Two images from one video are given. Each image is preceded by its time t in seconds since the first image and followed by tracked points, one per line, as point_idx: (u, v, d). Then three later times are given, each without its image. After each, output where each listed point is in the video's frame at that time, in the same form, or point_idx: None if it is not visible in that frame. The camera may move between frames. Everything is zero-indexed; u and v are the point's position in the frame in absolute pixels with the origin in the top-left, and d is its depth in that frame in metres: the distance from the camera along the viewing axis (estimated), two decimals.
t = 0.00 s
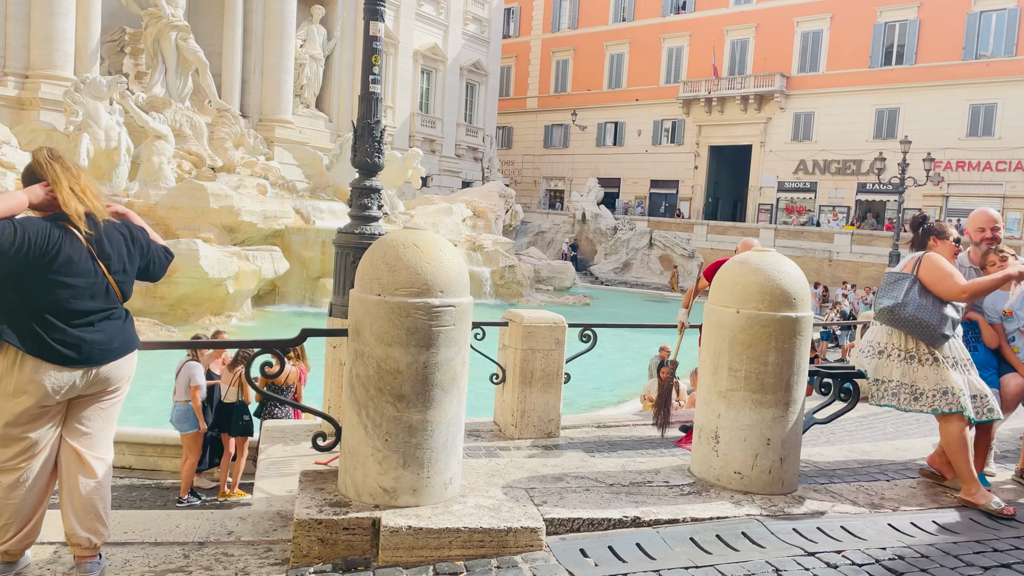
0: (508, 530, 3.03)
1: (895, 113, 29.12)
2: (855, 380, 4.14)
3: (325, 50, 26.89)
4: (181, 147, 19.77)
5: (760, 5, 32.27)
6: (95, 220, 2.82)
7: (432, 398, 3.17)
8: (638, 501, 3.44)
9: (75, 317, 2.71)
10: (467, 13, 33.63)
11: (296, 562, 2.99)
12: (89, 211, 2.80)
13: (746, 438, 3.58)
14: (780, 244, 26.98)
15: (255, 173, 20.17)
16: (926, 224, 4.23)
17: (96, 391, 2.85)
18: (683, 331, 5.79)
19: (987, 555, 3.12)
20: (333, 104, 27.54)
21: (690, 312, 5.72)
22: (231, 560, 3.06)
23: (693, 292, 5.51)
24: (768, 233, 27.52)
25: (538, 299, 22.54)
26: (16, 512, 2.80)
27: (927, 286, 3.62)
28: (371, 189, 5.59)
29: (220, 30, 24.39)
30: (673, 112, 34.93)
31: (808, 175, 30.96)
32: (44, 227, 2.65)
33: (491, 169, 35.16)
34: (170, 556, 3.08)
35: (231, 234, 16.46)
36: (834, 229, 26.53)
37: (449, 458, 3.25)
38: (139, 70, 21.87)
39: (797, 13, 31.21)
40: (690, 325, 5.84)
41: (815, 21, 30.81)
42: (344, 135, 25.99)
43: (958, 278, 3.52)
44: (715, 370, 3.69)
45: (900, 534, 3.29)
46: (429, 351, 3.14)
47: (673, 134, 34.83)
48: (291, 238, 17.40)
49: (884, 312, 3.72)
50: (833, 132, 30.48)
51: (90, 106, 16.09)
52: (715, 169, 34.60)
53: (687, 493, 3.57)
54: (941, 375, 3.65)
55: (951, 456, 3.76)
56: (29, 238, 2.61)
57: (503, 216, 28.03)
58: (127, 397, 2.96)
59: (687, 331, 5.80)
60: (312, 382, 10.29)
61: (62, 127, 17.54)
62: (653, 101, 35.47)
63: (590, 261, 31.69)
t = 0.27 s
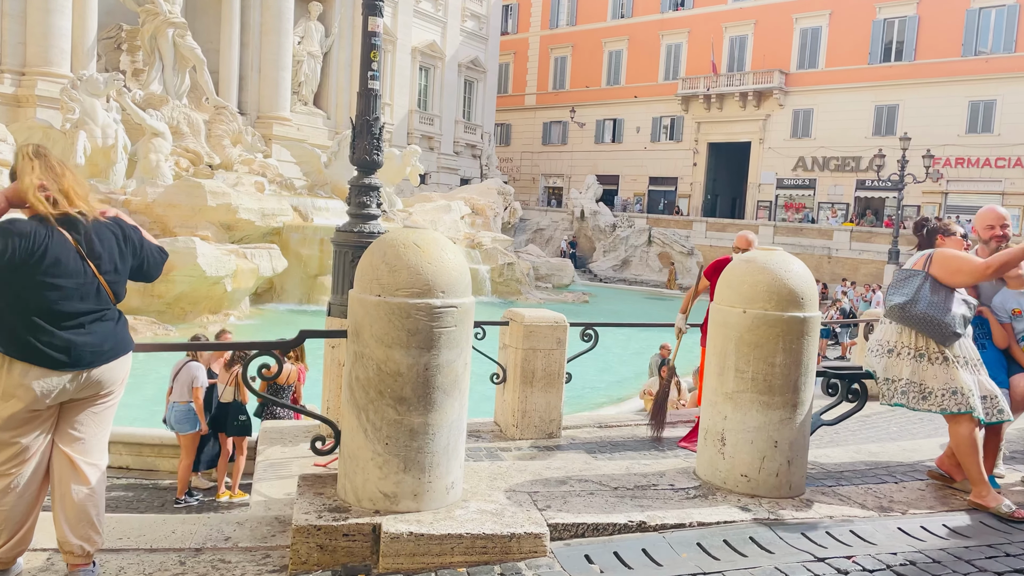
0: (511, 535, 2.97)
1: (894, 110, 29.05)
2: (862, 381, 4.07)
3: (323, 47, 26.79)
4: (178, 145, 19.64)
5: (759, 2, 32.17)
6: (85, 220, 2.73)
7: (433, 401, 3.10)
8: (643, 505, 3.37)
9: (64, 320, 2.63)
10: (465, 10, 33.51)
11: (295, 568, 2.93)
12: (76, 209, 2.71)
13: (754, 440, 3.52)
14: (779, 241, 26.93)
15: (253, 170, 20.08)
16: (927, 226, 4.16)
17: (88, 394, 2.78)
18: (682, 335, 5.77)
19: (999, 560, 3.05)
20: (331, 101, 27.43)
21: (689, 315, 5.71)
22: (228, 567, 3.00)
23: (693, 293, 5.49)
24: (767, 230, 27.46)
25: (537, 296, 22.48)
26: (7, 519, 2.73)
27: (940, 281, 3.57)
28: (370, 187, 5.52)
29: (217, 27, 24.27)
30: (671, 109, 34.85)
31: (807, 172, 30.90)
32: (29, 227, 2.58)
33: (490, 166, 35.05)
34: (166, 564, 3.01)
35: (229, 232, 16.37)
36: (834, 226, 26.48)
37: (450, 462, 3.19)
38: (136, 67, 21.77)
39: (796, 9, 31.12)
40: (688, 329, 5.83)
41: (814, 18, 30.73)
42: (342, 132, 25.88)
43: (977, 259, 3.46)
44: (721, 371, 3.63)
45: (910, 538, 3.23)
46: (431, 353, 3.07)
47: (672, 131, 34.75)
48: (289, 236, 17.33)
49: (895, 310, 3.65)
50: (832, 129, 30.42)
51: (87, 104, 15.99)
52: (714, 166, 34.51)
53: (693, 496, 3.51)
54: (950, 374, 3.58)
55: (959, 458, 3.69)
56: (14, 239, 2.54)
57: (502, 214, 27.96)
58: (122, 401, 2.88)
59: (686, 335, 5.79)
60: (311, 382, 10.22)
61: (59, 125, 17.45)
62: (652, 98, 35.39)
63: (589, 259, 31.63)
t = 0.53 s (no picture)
0: (513, 543, 2.91)
1: (894, 107, 28.97)
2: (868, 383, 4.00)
3: (321, 44, 26.69)
4: (176, 142, 19.53)
5: None
6: (73, 222, 2.67)
7: (433, 406, 3.04)
8: (647, 511, 3.31)
9: (54, 324, 2.58)
10: (464, 7, 33.39)
11: None
12: (64, 212, 2.67)
13: (759, 445, 3.46)
14: (779, 238, 26.88)
15: (251, 168, 20.00)
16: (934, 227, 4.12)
17: (80, 401, 2.72)
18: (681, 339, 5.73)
19: (1009, 567, 2.99)
20: (329, 99, 27.33)
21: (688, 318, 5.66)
22: None
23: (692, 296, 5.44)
24: (767, 227, 27.40)
25: (536, 294, 22.41)
26: None
27: (951, 279, 3.50)
28: (369, 186, 5.46)
29: (215, 25, 24.18)
30: (671, 106, 34.77)
31: (807, 169, 30.84)
32: (14, 232, 2.53)
33: (489, 164, 34.96)
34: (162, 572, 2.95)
35: (227, 230, 16.30)
36: (833, 223, 26.42)
37: (451, 467, 3.13)
38: (134, 65, 21.68)
39: (796, 6, 31.02)
40: (688, 331, 5.79)
41: (814, 14, 30.63)
42: (341, 130, 25.80)
43: (988, 254, 3.39)
44: (726, 374, 3.58)
45: (919, 544, 3.17)
46: (431, 358, 3.01)
47: (671, 128, 34.66)
48: (287, 235, 17.27)
49: (907, 309, 3.57)
50: (831, 126, 30.35)
51: (84, 101, 15.90)
52: (713, 163, 34.43)
53: (697, 502, 3.46)
54: (959, 376, 3.52)
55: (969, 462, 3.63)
56: None
57: (501, 211, 27.89)
58: (115, 407, 2.82)
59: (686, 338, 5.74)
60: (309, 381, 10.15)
61: (56, 123, 17.37)
62: (651, 95, 35.30)
63: (588, 256, 31.57)
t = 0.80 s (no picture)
0: (513, 546, 2.87)
1: (893, 103, 28.92)
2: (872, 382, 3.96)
3: (320, 41, 26.62)
4: (174, 139, 19.43)
5: None
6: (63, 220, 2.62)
7: (432, 406, 3.00)
8: (649, 512, 3.27)
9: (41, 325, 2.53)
10: (462, 3, 33.29)
11: None
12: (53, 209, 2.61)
13: (761, 445, 3.43)
14: (778, 235, 26.84)
15: (249, 165, 19.95)
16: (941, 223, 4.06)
17: (71, 402, 2.68)
18: (679, 339, 5.71)
19: (1015, 568, 2.95)
20: (328, 96, 27.24)
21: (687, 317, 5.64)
22: None
23: (690, 295, 5.42)
24: (766, 223, 27.36)
25: (535, 291, 22.36)
26: None
27: (959, 275, 3.46)
28: (367, 183, 5.42)
29: (213, 21, 24.10)
30: (670, 103, 34.71)
31: (806, 165, 30.79)
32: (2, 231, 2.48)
33: (487, 161, 34.89)
34: None
35: (226, 227, 16.23)
36: (833, 220, 26.38)
37: (450, 468, 3.09)
38: (132, 62, 21.62)
39: (795, 2, 30.94)
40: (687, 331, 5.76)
41: (813, 10, 30.55)
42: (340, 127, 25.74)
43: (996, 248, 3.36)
44: (728, 374, 3.54)
45: (924, 545, 3.13)
46: (430, 358, 2.97)
47: (670, 124, 34.60)
48: (285, 232, 17.22)
49: (914, 306, 3.53)
50: (831, 122, 30.30)
51: (82, 98, 15.82)
52: (712, 159, 34.37)
53: (699, 503, 3.42)
54: (964, 375, 3.49)
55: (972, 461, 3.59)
56: None
57: (500, 208, 27.85)
58: (106, 408, 2.78)
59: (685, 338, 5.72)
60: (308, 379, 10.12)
61: (54, 120, 17.30)
62: (651, 91, 35.24)
63: (587, 253, 31.53)
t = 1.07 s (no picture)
0: (512, 546, 2.83)
1: (892, 99, 28.87)
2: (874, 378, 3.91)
3: (318, 37, 26.55)
4: (172, 136, 19.36)
5: None
6: (52, 215, 2.57)
7: (430, 405, 2.96)
8: (650, 512, 3.23)
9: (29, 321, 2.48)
10: None
11: None
12: (42, 204, 2.55)
13: (763, 443, 3.39)
14: (778, 231, 26.80)
15: (247, 162, 19.88)
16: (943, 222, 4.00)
17: (62, 401, 2.63)
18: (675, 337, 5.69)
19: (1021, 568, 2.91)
20: (326, 92, 27.16)
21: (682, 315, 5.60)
22: None
23: (685, 293, 5.38)
24: (765, 220, 27.32)
25: (535, 288, 22.32)
26: None
27: (965, 270, 3.42)
28: (365, 179, 5.38)
29: (211, 18, 24.02)
30: (669, 99, 34.65)
31: (805, 162, 30.74)
32: None
33: (486, 157, 34.82)
34: None
35: (224, 224, 16.17)
36: (832, 216, 26.35)
37: (449, 467, 3.05)
38: (129, 58, 21.54)
39: None
40: (683, 329, 5.73)
41: (813, 6, 30.48)
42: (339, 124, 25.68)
43: (1004, 240, 3.32)
44: (729, 371, 3.50)
45: (927, 544, 3.09)
46: (428, 355, 2.93)
47: (669, 121, 34.55)
48: (284, 229, 17.15)
49: (921, 300, 3.48)
50: (830, 118, 30.24)
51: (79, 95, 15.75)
52: (712, 156, 34.31)
53: (700, 502, 3.38)
54: (969, 372, 3.46)
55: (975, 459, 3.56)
56: None
57: (499, 205, 27.79)
58: (98, 408, 2.73)
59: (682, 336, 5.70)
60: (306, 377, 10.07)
61: (51, 117, 17.23)
62: (650, 88, 35.18)
63: (586, 250, 31.49)
